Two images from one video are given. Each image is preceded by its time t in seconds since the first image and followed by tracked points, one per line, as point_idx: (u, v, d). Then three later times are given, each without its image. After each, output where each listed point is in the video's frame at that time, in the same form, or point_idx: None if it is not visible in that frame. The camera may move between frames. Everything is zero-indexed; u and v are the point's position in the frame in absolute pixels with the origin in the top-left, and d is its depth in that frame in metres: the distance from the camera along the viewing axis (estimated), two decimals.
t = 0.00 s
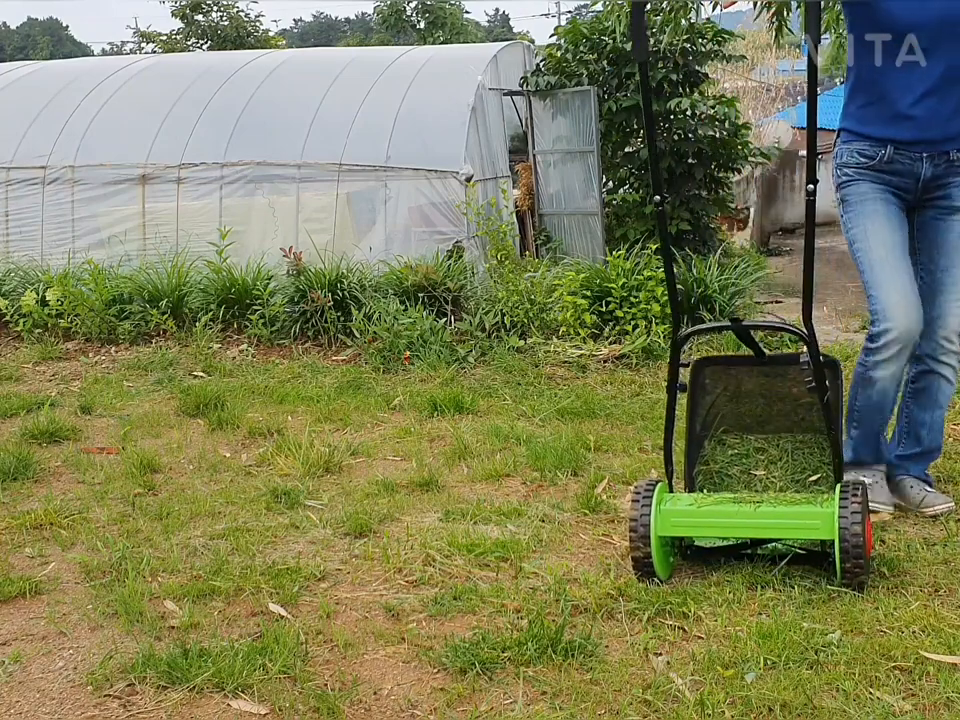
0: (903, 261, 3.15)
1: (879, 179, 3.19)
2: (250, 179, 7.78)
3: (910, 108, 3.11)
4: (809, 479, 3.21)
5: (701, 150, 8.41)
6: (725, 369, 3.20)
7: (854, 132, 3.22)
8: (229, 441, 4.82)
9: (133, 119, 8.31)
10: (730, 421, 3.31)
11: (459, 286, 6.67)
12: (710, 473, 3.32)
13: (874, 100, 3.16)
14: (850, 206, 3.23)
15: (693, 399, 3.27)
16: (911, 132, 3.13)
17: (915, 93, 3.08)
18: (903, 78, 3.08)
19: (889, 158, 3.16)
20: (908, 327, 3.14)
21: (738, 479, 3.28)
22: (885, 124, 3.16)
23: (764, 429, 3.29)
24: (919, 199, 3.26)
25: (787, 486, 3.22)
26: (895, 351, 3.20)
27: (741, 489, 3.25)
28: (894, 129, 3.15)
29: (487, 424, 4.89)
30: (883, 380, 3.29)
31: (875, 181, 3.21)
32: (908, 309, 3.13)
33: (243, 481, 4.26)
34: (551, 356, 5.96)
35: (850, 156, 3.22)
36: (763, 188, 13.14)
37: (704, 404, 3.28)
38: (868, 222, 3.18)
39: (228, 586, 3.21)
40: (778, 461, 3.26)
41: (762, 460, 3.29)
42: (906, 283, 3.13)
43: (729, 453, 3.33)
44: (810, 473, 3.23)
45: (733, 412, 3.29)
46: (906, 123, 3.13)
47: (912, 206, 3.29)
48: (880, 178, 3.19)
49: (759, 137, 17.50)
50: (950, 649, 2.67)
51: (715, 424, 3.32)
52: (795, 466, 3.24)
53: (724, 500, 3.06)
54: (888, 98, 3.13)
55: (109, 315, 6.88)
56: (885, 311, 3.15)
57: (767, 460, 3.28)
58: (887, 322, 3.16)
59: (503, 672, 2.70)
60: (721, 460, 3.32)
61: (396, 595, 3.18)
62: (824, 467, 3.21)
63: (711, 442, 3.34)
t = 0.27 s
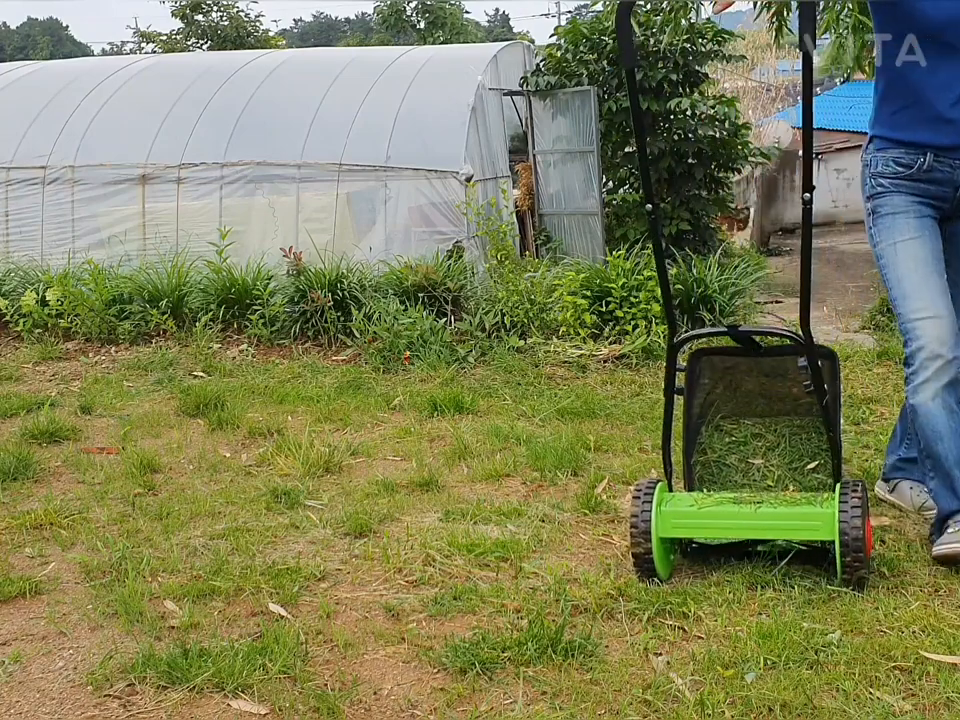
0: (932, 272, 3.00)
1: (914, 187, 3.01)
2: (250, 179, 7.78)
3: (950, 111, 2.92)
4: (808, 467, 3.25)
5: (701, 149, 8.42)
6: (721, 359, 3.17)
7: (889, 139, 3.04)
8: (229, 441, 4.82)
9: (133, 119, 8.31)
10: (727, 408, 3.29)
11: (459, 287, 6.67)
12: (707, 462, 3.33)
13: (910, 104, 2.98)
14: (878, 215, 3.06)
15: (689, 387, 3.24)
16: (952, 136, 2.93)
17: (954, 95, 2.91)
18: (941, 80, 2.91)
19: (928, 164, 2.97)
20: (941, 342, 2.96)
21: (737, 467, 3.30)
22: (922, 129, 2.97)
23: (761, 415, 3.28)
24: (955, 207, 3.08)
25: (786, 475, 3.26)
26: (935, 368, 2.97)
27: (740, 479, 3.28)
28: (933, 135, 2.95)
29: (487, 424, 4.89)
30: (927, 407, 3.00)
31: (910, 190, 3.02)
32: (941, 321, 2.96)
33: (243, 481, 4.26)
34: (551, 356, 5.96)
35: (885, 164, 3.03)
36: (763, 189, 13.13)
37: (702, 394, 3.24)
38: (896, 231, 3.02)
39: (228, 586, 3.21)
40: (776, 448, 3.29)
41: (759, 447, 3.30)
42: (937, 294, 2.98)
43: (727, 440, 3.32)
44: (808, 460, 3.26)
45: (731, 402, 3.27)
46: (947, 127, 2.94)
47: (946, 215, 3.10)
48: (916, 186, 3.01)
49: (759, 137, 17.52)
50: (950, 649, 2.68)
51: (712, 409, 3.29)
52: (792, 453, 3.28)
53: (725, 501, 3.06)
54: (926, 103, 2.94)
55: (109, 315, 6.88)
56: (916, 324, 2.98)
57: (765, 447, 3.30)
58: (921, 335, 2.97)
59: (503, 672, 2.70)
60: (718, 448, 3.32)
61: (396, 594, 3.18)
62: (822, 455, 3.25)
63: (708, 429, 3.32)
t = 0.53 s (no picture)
0: (945, 283, 2.97)
1: (931, 181, 3.00)
2: (250, 179, 7.78)
3: None
4: (796, 455, 3.26)
5: (701, 149, 8.42)
6: (717, 357, 3.14)
7: (907, 129, 3.02)
8: (229, 441, 4.82)
9: (133, 119, 8.31)
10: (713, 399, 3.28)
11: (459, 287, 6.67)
12: (697, 453, 3.35)
13: (927, 96, 2.96)
14: (895, 213, 3.04)
15: (678, 380, 3.19)
16: None
17: None
18: None
19: (947, 157, 2.95)
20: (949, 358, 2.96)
21: (726, 457, 3.32)
22: (940, 121, 2.95)
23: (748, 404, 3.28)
24: None
25: (774, 464, 3.27)
26: (939, 380, 2.98)
27: (729, 469, 3.31)
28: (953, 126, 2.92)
29: (487, 424, 4.89)
30: (929, 419, 3.01)
31: (927, 184, 3.00)
32: (950, 334, 2.95)
33: (243, 481, 4.26)
34: (551, 356, 5.97)
35: (902, 156, 3.02)
36: (763, 188, 13.15)
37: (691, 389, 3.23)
38: (911, 235, 3.00)
39: (228, 586, 3.21)
40: (764, 437, 3.29)
41: (747, 435, 3.31)
42: (948, 306, 2.96)
43: (715, 429, 3.33)
44: (796, 448, 3.27)
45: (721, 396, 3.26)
46: None
47: None
48: (933, 180, 2.99)
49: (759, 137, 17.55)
50: (950, 649, 2.67)
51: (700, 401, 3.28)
52: (781, 442, 3.28)
53: (728, 501, 3.06)
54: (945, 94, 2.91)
55: (109, 315, 6.88)
56: (925, 333, 2.98)
57: (753, 436, 3.30)
58: (929, 345, 2.97)
59: (503, 672, 2.70)
60: (706, 438, 3.33)
61: (396, 594, 3.18)
62: (810, 443, 3.25)
63: (695, 418, 3.32)
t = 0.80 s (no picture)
0: (947, 289, 2.98)
1: (936, 178, 2.92)
2: (250, 179, 7.78)
3: None
4: (785, 456, 3.28)
5: (701, 149, 8.42)
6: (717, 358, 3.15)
7: (913, 123, 2.93)
8: (229, 441, 4.82)
9: (133, 119, 8.31)
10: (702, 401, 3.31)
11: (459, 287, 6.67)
12: (688, 457, 3.34)
13: (932, 89, 2.86)
14: (901, 217, 3.00)
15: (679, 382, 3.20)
16: None
17: None
18: None
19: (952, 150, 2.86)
20: (947, 359, 2.99)
21: (716, 459, 3.32)
22: (945, 110, 2.85)
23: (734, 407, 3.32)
24: None
25: (765, 465, 3.27)
26: (937, 380, 3.01)
27: (721, 470, 3.30)
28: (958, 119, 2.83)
29: (487, 424, 4.89)
30: (927, 417, 3.05)
31: (932, 180, 2.92)
32: (949, 338, 2.99)
33: (243, 480, 4.26)
34: (551, 356, 5.97)
35: (907, 151, 2.95)
36: (763, 189, 13.17)
37: (685, 392, 3.22)
38: (915, 242, 2.98)
39: (228, 586, 3.21)
40: (752, 439, 3.33)
41: (736, 438, 3.34)
42: (949, 312, 2.98)
43: (704, 432, 3.35)
44: (785, 449, 3.30)
45: (713, 399, 3.28)
46: None
47: None
48: (939, 176, 2.91)
49: (760, 137, 17.56)
50: (950, 649, 2.67)
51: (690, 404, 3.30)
52: (769, 444, 3.31)
53: (730, 499, 3.05)
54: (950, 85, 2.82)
55: (109, 315, 6.88)
56: (925, 336, 3.02)
57: (742, 438, 3.33)
58: (928, 348, 3.01)
59: (503, 672, 2.70)
60: (696, 441, 3.34)
61: (396, 594, 3.18)
62: (798, 444, 3.29)
63: (683, 422, 3.34)
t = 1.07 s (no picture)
0: (950, 292, 2.98)
1: (941, 179, 2.90)
2: (250, 179, 7.78)
3: None
4: (785, 465, 3.27)
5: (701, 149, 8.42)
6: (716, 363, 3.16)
7: (921, 121, 2.91)
8: (229, 441, 4.82)
9: (133, 119, 8.31)
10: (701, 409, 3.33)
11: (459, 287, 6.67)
12: (688, 464, 3.34)
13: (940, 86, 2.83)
14: (906, 218, 2.99)
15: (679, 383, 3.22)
16: None
17: None
18: None
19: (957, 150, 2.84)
20: (949, 360, 3.00)
21: (716, 467, 3.32)
22: (951, 109, 2.83)
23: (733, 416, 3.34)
24: None
25: (765, 472, 3.26)
26: (940, 381, 3.02)
27: (720, 477, 3.28)
28: None
29: (487, 424, 4.89)
30: (928, 417, 3.05)
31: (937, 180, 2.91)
32: (951, 340, 2.99)
33: (243, 481, 4.26)
34: (551, 356, 5.97)
35: (913, 150, 2.93)
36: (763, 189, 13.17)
37: (685, 396, 3.24)
38: (919, 243, 2.97)
39: (228, 586, 3.21)
40: (752, 447, 3.34)
41: (736, 446, 3.36)
42: (951, 314, 2.99)
43: (704, 441, 3.36)
44: (785, 459, 3.29)
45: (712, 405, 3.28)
46: None
47: None
48: (943, 176, 2.90)
49: (760, 137, 17.57)
50: (950, 649, 2.67)
51: (690, 413, 3.31)
52: (769, 453, 3.31)
53: (730, 499, 3.05)
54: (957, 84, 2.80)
55: (109, 315, 6.88)
56: (928, 337, 3.03)
57: (742, 447, 3.35)
58: (930, 349, 3.02)
59: (503, 672, 2.70)
60: (696, 449, 3.35)
61: (396, 595, 3.18)
62: (797, 453, 3.28)
63: (684, 431, 3.35)
